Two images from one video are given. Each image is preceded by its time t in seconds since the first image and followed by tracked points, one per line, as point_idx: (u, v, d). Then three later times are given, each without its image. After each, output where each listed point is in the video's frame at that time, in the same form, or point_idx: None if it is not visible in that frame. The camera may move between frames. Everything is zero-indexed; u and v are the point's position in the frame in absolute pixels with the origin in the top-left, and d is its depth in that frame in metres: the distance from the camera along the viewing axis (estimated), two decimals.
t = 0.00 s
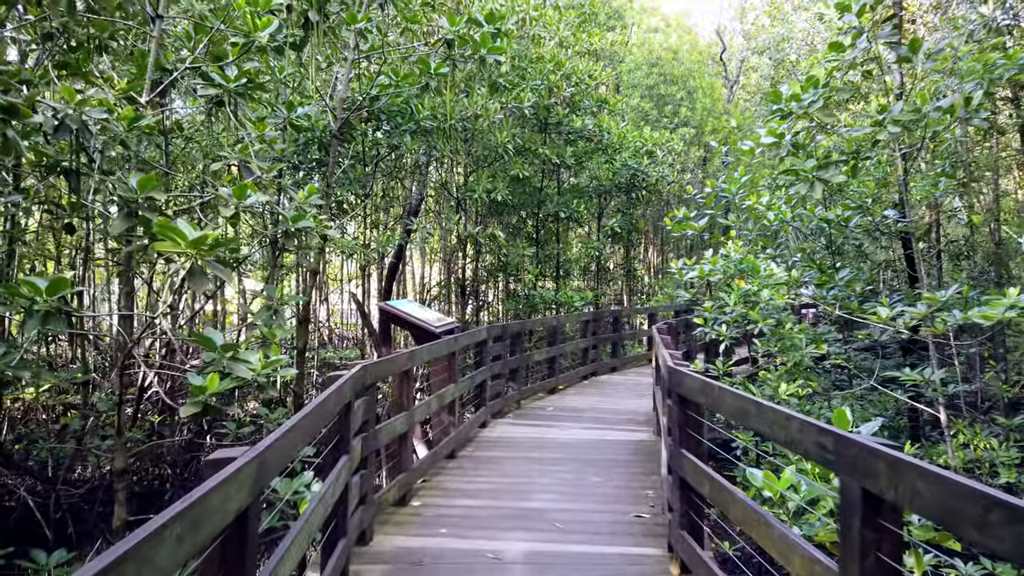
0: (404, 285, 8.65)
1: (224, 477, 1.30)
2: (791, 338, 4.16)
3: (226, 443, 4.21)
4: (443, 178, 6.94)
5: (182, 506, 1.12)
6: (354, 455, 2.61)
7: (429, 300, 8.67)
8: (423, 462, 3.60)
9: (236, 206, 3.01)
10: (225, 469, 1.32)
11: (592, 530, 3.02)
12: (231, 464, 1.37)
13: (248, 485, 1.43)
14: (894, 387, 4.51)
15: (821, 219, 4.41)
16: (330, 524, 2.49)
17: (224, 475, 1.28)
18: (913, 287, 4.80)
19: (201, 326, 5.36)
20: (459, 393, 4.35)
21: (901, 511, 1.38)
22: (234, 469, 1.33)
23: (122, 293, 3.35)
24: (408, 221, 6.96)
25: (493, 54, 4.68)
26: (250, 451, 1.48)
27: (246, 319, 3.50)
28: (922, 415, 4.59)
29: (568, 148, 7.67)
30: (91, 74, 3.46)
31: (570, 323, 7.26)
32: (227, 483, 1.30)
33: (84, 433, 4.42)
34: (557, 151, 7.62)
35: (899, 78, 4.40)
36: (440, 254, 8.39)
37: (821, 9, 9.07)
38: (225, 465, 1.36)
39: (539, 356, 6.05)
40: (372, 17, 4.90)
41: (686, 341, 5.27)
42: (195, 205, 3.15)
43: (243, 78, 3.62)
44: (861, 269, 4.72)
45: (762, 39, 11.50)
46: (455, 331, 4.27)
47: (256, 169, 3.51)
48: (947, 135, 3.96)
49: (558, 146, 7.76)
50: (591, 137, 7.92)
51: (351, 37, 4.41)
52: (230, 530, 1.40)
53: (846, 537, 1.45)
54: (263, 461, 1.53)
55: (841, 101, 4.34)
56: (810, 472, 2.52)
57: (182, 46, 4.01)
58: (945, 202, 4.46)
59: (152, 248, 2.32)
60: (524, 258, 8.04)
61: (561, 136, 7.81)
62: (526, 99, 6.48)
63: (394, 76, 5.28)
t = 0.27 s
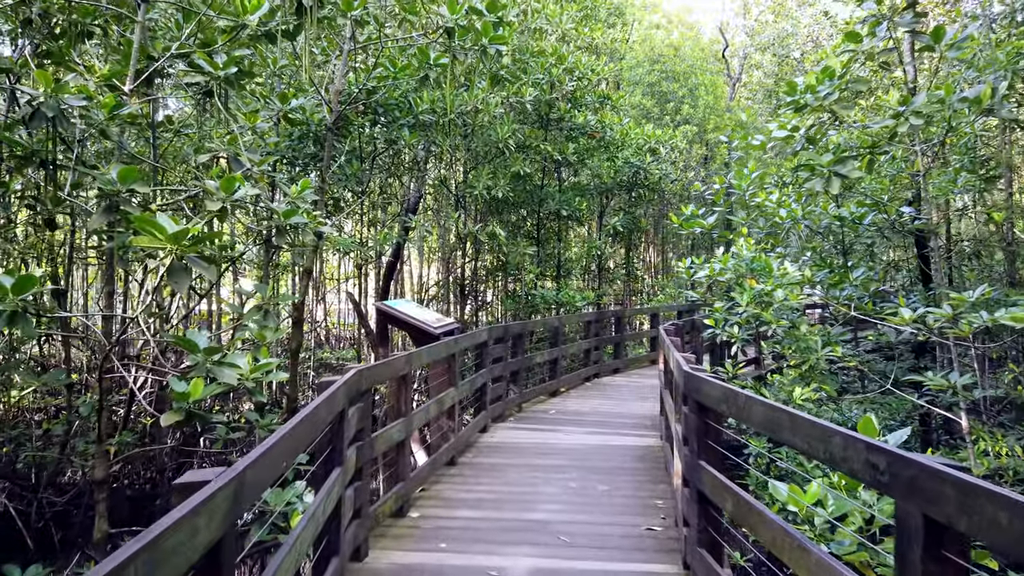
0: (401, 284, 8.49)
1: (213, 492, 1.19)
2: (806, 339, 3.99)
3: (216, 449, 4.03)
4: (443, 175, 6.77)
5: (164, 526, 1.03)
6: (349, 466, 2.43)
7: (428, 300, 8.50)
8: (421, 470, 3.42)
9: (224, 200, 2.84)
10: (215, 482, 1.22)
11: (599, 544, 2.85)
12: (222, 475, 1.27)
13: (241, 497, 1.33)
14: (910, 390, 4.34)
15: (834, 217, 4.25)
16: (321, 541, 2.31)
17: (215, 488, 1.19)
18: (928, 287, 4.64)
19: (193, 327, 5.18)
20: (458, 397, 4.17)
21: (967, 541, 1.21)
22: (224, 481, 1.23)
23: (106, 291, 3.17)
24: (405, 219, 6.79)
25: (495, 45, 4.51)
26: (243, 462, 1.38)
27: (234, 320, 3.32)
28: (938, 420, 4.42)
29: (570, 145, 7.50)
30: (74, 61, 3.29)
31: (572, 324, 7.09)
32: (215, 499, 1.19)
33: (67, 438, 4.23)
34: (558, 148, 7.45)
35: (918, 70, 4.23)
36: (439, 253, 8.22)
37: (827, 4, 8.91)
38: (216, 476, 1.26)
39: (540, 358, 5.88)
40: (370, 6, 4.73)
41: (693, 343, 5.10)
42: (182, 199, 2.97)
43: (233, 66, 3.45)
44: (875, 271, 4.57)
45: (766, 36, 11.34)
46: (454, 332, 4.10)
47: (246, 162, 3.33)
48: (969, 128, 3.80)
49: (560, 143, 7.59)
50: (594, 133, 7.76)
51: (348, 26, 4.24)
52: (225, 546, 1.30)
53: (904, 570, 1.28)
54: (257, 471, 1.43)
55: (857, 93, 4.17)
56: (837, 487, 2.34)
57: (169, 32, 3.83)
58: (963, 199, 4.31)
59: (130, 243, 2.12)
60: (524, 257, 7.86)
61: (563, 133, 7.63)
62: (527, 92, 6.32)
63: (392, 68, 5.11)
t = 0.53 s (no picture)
0: (397, 284, 8.32)
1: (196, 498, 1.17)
2: (817, 342, 3.83)
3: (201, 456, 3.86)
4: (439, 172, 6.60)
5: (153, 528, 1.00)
6: (336, 479, 2.26)
7: (425, 300, 8.33)
8: (415, 480, 3.25)
9: (205, 194, 2.68)
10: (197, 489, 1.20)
11: (604, 560, 2.68)
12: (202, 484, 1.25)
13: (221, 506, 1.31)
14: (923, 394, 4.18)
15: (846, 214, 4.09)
16: (305, 562, 2.14)
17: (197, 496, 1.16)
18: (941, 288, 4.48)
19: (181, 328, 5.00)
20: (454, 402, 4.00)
21: None
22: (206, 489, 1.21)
23: (82, 291, 3.00)
24: (401, 217, 6.62)
25: (493, 35, 4.33)
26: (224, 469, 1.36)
27: (219, 322, 3.15)
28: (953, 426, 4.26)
29: (570, 141, 7.32)
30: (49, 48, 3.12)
31: (572, 324, 6.93)
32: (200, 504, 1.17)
33: (47, 444, 4.06)
34: (558, 145, 7.28)
35: (933, 61, 4.06)
36: (436, 253, 8.05)
37: None
38: (196, 484, 1.24)
39: (540, 360, 5.71)
40: None
41: (697, 345, 4.93)
42: (161, 193, 2.81)
43: (217, 55, 3.28)
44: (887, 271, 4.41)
45: (766, 34, 11.20)
46: (450, 335, 3.92)
47: (229, 155, 3.18)
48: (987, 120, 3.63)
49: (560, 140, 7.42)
50: (594, 130, 7.59)
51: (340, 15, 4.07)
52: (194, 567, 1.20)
53: None
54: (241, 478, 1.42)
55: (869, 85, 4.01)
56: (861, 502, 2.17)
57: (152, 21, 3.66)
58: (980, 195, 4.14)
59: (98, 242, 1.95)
60: (523, 256, 7.69)
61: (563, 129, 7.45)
62: (525, 87, 6.14)
63: (386, 61, 4.94)
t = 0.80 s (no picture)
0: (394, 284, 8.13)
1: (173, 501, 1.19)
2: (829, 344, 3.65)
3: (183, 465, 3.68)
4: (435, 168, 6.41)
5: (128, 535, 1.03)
6: (315, 496, 2.08)
7: (422, 301, 8.14)
8: (406, 492, 3.06)
9: (177, 189, 2.50)
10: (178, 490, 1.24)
11: None
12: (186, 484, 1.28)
13: (208, 504, 1.34)
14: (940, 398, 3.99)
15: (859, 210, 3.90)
16: None
17: (177, 498, 1.20)
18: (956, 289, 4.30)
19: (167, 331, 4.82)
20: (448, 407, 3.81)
21: None
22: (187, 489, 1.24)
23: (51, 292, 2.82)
24: (396, 215, 6.43)
25: (488, 23, 4.13)
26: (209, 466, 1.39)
27: (197, 325, 2.97)
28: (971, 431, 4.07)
29: (569, 137, 7.13)
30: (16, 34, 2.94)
31: (572, 325, 6.74)
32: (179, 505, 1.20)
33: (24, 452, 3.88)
34: (557, 141, 7.08)
35: (950, 49, 3.87)
36: (433, 252, 7.86)
37: None
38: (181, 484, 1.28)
39: (538, 363, 5.53)
40: None
41: (701, 347, 4.74)
42: (131, 187, 2.62)
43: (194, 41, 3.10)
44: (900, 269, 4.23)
45: (769, 30, 11.01)
46: (444, 337, 3.74)
47: (207, 146, 3.01)
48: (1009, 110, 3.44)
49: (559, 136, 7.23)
50: (594, 125, 7.40)
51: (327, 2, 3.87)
52: None
53: None
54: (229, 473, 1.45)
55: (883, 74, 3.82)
56: (888, 520, 1.99)
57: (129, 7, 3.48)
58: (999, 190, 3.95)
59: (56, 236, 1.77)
60: (522, 255, 7.50)
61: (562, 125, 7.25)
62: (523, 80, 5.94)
63: (377, 53, 4.75)
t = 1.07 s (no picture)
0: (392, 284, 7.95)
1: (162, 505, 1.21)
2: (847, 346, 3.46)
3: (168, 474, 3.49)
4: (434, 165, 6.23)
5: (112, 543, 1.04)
6: (298, 518, 1.88)
7: (420, 301, 7.96)
8: (401, 505, 2.88)
9: (151, 181, 2.31)
10: (167, 495, 1.25)
11: None
12: (144, 512, 1.19)
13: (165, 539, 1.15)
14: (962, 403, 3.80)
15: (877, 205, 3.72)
16: None
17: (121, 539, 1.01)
18: (977, 288, 4.11)
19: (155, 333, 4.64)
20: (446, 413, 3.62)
21: None
22: (176, 494, 1.25)
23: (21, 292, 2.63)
24: (393, 213, 6.24)
25: (487, 11, 3.95)
26: (201, 469, 1.40)
27: (177, 328, 2.79)
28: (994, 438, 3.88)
29: (571, 133, 6.94)
30: None
31: (574, 326, 6.56)
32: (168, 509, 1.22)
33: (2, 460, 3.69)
34: (559, 137, 6.90)
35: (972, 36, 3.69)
36: (432, 251, 7.68)
37: None
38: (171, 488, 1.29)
39: (540, 365, 5.35)
40: None
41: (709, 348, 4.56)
42: (104, 179, 2.44)
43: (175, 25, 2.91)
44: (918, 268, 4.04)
45: (773, 24, 10.83)
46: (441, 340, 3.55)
47: (187, 137, 2.83)
48: None
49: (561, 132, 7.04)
50: (596, 120, 7.21)
51: None
52: None
53: None
54: (201, 495, 1.37)
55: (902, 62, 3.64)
56: (930, 545, 1.80)
57: None
58: None
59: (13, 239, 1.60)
60: (523, 254, 7.32)
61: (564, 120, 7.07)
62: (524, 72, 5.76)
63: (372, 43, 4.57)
